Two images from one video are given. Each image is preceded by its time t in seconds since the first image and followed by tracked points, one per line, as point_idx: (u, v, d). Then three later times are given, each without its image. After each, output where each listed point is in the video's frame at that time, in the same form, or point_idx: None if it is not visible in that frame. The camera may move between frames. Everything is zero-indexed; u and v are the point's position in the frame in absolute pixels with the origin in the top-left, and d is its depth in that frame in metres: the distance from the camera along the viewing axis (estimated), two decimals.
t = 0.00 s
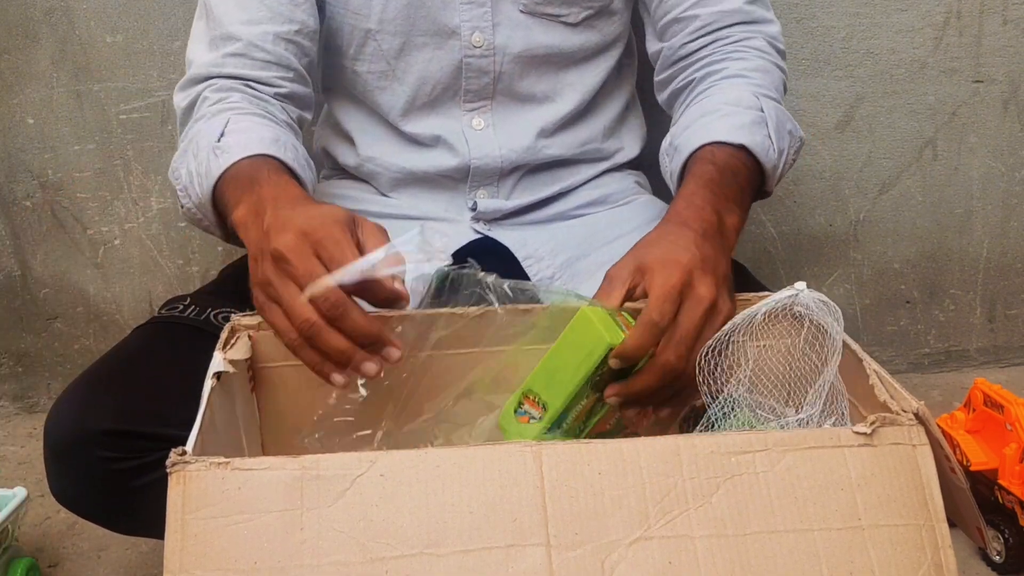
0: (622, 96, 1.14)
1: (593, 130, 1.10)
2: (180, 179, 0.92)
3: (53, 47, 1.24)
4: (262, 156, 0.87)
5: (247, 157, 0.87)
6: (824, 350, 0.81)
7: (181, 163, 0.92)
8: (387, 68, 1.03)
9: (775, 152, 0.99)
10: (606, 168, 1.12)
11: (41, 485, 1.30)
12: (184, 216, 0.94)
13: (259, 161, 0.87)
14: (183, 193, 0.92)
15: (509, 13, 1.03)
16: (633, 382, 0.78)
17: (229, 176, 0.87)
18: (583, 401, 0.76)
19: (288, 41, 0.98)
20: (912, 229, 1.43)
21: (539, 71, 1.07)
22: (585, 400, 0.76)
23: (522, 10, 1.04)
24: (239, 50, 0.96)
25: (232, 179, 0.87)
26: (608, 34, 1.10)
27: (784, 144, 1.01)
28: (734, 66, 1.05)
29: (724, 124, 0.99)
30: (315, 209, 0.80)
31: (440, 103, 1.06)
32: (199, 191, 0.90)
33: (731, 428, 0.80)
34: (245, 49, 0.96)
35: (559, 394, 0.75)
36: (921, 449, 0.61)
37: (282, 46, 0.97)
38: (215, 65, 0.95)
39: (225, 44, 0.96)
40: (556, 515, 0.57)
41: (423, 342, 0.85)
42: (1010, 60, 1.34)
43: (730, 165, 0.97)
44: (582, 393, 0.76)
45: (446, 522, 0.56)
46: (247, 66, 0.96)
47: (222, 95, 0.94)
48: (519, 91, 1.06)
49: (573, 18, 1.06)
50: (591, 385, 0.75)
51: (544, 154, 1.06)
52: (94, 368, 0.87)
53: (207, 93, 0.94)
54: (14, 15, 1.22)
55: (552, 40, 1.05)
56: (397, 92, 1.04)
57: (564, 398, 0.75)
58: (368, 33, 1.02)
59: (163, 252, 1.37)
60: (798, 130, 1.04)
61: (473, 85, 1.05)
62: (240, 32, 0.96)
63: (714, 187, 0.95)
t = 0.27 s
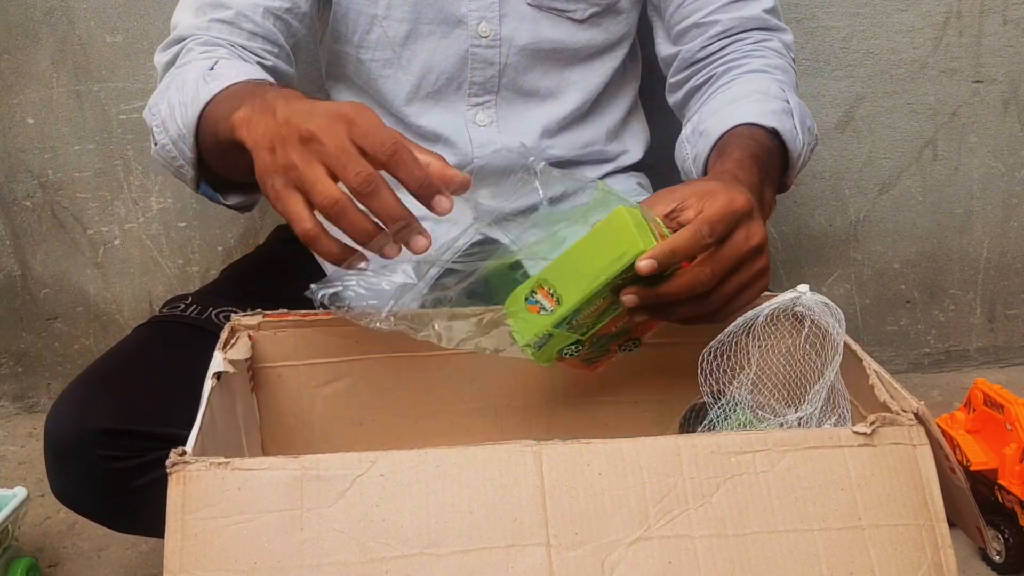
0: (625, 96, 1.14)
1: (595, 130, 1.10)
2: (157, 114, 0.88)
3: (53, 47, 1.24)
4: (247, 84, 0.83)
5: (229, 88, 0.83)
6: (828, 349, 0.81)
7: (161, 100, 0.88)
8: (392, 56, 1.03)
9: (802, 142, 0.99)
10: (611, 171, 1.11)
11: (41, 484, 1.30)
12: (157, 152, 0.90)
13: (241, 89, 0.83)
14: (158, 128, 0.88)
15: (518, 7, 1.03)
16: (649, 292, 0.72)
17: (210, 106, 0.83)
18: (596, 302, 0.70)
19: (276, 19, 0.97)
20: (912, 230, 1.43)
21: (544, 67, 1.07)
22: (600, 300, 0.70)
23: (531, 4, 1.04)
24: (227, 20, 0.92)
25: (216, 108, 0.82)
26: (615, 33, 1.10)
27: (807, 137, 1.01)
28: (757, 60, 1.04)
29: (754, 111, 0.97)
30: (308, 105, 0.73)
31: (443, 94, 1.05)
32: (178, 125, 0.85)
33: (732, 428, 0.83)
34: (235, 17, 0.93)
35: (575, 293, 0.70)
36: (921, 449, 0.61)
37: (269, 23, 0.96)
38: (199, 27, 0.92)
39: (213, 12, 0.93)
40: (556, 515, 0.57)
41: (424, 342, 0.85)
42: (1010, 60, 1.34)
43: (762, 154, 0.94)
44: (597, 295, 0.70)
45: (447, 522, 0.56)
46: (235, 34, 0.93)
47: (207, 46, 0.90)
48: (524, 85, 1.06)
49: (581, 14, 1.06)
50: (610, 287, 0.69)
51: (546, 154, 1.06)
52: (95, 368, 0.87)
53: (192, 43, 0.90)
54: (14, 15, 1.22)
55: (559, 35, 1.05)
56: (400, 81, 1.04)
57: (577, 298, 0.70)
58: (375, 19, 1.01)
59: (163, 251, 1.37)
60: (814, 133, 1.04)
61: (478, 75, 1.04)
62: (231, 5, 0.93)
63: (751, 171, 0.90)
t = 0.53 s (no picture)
0: (626, 99, 1.14)
1: (597, 132, 1.09)
2: (165, 103, 0.88)
3: (53, 47, 1.24)
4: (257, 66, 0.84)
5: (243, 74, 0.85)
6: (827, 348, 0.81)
7: (169, 87, 0.88)
8: (395, 54, 1.03)
9: (801, 141, 0.99)
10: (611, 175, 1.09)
11: (41, 484, 1.30)
12: (164, 141, 0.90)
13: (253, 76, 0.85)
14: (166, 117, 0.88)
15: (521, 7, 1.03)
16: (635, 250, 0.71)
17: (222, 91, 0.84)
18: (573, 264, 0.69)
19: (282, 16, 0.97)
20: (912, 230, 1.43)
21: (547, 67, 1.07)
22: (582, 261, 0.68)
23: (533, 5, 1.04)
24: (234, 15, 0.93)
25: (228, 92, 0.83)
26: (617, 35, 1.10)
27: (806, 136, 1.00)
28: (757, 61, 1.04)
29: (756, 108, 0.97)
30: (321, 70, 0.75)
31: (446, 93, 1.04)
32: (189, 112, 0.86)
33: (732, 428, 0.82)
34: (242, 12, 0.93)
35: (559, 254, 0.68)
36: (921, 449, 0.61)
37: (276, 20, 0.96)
38: (206, 22, 0.92)
39: (220, 7, 0.93)
40: (556, 515, 0.57)
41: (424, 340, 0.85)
42: (1010, 60, 1.34)
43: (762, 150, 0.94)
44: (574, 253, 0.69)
45: (447, 522, 0.56)
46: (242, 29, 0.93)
47: (214, 39, 0.91)
48: (526, 85, 1.06)
49: (584, 16, 1.07)
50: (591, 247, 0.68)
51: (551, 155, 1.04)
52: (95, 367, 0.87)
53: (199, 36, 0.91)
54: (14, 15, 1.22)
55: (562, 36, 1.05)
56: (403, 79, 1.03)
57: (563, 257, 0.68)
58: (378, 17, 1.01)
59: (163, 251, 1.37)
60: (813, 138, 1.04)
61: (480, 75, 1.04)
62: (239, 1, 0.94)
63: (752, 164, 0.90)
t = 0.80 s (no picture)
0: (626, 99, 1.14)
1: (596, 131, 1.09)
2: (123, 91, 0.87)
3: (53, 47, 1.24)
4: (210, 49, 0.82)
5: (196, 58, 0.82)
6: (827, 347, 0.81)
7: (126, 75, 0.86)
8: (393, 52, 1.03)
9: (807, 127, 0.98)
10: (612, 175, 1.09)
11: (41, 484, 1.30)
12: (123, 130, 0.89)
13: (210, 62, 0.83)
14: (123, 104, 0.87)
15: (519, 5, 1.04)
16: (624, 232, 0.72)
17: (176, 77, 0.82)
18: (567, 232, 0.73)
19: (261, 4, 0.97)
20: (912, 230, 1.43)
21: (546, 66, 1.07)
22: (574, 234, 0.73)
23: (532, 3, 1.04)
24: None
25: (184, 79, 0.81)
26: (615, 34, 1.10)
27: (811, 124, 1.00)
28: (761, 48, 1.04)
29: (761, 92, 0.97)
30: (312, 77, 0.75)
31: (445, 91, 1.04)
32: (143, 100, 0.84)
33: (733, 428, 0.82)
34: None
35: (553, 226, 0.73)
36: (921, 449, 0.61)
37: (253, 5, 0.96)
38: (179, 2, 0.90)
39: None
40: (556, 515, 0.57)
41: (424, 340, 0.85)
42: (1010, 60, 1.34)
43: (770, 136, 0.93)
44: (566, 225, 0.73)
45: (447, 523, 0.56)
46: (213, 9, 0.91)
47: (180, 17, 0.88)
48: (525, 84, 1.06)
49: (583, 13, 1.06)
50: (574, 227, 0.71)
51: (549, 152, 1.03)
52: (96, 367, 0.87)
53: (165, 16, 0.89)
54: (14, 16, 1.22)
55: (561, 35, 1.05)
56: (401, 77, 1.04)
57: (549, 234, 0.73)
58: (377, 15, 1.01)
59: (163, 251, 1.37)
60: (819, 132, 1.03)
61: (478, 73, 1.04)
62: None
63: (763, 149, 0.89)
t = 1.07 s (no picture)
0: (628, 95, 1.14)
1: (598, 132, 1.10)
2: (159, 162, 0.91)
3: (53, 47, 1.24)
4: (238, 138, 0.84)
5: (222, 142, 0.85)
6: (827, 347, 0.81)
7: (160, 145, 0.90)
8: (395, 57, 1.04)
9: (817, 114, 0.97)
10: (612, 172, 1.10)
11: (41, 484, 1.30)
12: (166, 198, 0.93)
13: (235, 143, 0.85)
14: (162, 176, 0.91)
15: (519, 6, 1.03)
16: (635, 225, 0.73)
17: (203, 162, 0.85)
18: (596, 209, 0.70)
19: (273, 32, 0.99)
20: (912, 230, 1.43)
21: (546, 66, 1.07)
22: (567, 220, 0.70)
23: (533, 3, 1.03)
24: (223, 36, 0.95)
25: (213, 160, 0.84)
26: (618, 32, 1.09)
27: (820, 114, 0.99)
28: (769, 37, 1.03)
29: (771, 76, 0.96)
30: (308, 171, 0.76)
31: (446, 93, 1.05)
32: (177, 176, 0.88)
33: (732, 426, 0.82)
34: (228, 31, 0.95)
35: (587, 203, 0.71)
36: (921, 449, 0.61)
37: (266, 37, 0.98)
38: (196, 44, 0.94)
39: (211, 28, 0.95)
40: (556, 515, 0.57)
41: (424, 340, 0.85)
42: (1011, 60, 1.34)
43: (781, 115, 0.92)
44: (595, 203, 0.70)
45: (447, 522, 0.56)
46: (229, 48, 0.95)
47: (199, 70, 0.92)
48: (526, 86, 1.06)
49: (585, 13, 1.06)
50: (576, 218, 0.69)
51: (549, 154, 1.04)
52: (96, 367, 0.87)
53: (184, 70, 0.93)
54: (14, 15, 1.22)
55: (562, 35, 1.05)
56: (403, 81, 1.05)
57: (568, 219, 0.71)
58: (377, 22, 1.02)
59: (163, 251, 1.37)
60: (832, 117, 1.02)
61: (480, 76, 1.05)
62: (226, 19, 0.95)
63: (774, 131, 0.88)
